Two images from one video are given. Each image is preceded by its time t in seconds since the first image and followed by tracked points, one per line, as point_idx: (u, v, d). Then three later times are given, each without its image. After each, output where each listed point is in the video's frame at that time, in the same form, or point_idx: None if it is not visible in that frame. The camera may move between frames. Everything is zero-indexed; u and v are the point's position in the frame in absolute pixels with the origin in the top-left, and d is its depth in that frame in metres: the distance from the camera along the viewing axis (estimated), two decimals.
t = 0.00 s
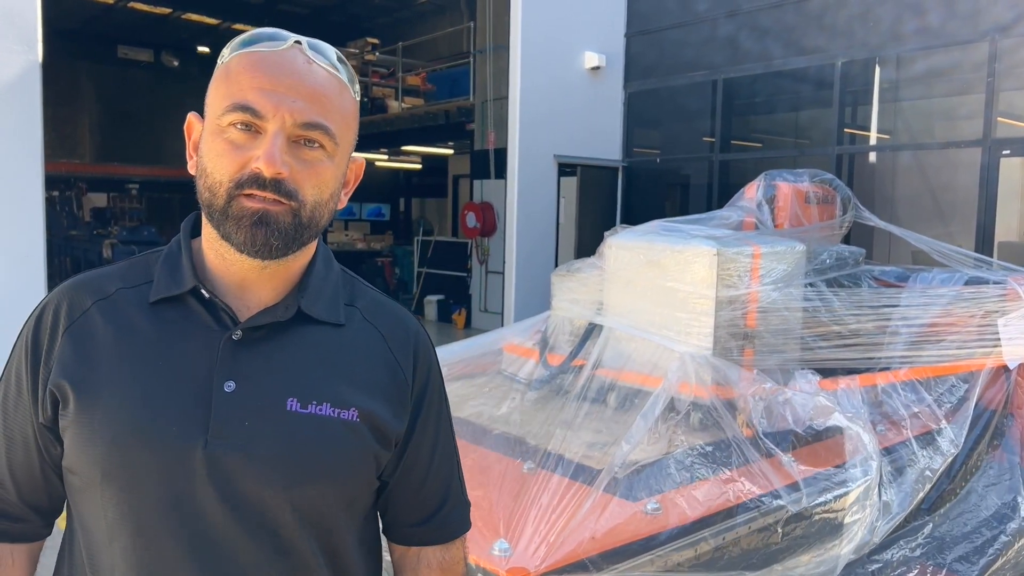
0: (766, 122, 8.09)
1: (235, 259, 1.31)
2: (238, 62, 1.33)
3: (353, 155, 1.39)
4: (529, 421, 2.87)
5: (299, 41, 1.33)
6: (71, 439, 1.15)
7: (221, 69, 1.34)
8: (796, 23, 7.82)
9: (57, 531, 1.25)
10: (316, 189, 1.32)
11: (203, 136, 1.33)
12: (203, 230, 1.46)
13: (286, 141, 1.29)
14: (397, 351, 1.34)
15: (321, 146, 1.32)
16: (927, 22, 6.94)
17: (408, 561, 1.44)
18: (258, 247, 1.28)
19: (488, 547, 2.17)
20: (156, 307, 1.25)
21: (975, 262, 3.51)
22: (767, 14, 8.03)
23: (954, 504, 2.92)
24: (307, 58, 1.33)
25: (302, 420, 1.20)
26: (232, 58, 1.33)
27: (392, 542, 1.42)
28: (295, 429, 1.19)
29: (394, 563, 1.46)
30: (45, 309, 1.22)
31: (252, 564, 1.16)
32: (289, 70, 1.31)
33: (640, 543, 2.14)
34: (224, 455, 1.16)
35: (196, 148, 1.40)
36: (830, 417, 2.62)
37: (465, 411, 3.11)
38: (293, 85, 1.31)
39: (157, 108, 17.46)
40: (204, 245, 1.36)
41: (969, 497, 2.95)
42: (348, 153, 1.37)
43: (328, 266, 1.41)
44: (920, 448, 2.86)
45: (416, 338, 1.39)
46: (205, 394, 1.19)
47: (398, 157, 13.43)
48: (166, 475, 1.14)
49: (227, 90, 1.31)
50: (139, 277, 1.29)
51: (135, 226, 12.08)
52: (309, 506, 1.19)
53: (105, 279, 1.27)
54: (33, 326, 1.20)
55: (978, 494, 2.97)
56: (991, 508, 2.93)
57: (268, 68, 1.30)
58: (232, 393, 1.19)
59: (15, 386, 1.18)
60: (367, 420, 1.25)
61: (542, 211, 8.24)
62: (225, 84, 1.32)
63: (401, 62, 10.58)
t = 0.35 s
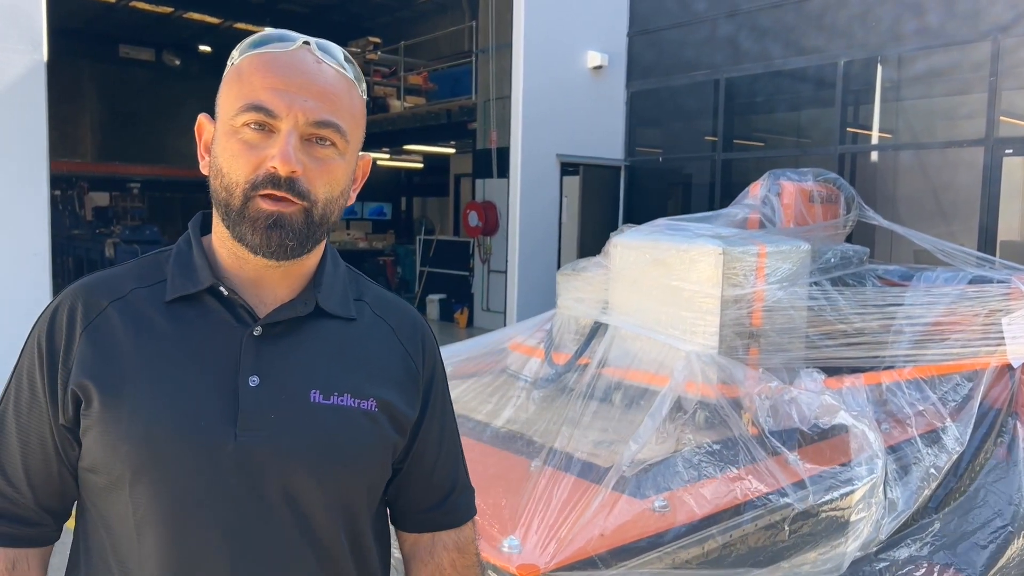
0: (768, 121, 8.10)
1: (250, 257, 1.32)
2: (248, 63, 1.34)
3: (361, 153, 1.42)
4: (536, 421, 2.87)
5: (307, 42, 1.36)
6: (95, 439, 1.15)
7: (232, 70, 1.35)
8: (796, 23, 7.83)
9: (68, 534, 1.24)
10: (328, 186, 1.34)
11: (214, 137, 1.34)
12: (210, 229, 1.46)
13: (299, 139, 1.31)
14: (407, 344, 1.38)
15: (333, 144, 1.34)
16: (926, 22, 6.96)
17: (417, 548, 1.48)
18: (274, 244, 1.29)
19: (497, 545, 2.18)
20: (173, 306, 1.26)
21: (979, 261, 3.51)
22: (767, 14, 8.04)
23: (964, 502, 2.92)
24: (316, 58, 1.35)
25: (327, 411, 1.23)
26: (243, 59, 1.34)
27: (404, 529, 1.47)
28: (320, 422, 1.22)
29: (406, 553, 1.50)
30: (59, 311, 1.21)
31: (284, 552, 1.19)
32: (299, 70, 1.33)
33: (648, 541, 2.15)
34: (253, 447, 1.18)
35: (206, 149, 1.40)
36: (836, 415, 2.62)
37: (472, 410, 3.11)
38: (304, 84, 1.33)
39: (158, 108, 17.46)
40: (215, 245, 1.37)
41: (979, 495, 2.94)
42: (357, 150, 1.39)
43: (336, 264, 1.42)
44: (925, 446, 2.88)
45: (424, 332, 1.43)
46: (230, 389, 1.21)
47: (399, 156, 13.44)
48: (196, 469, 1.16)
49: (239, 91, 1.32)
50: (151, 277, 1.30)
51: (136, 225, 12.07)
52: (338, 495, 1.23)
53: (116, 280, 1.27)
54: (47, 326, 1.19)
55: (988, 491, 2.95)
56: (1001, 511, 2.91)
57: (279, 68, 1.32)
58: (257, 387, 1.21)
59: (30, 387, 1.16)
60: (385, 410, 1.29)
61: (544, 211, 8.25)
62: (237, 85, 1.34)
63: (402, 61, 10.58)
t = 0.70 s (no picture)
0: (769, 120, 8.09)
1: (272, 255, 1.33)
2: (273, 65, 1.35)
3: (383, 154, 1.43)
4: (542, 418, 2.87)
5: (331, 44, 1.37)
6: (117, 434, 1.16)
7: (257, 71, 1.35)
8: (796, 23, 7.83)
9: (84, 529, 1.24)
10: (352, 187, 1.35)
11: (239, 137, 1.34)
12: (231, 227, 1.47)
13: (324, 141, 1.32)
14: (420, 342, 1.41)
15: (356, 146, 1.35)
16: (926, 21, 6.96)
17: (421, 543, 1.49)
18: (299, 245, 1.30)
19: (506, 542, 2.19)
20: (195, 302, 1.26)
21: (982, 259, 3.52)
22: (768, 14, 8.03)
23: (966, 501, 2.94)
24: (340, 60, 1.36)
25: (345, 409, 1.25)
26: (267, 60, 1.35)
27: (409, 524, 1.47)
28: (338, 419, 1.23)
29: (409, 548, 1.51)
30: (81, 306, 1.21)
31: (302, 550, 1.20)
32: (324, 71, 1.34)
33: (656, 539, 2.16)
34: (275, 443, 1.18)
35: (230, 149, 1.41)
36: (840, 417, 2.65)
37: (478, 409, 3.12)
38: (329, 86, 1.34)
39: (158, 106, 17.44)
40: (237, 243, 1.37)
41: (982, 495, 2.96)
42: (379, 152, 1.40)
43: (354, 264, 1.44)
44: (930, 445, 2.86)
45: (435, 333, 1.45)
46: (254, 386, 1.21)
47: (400, 155, 13.43)
48: (219, 466, 1.16)
49: (265, 92, 1.33)
50: (173, 274, 1.30)
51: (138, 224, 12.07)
52: (356, 490, 1.24)
53: (138, 275, 1.27)
54: (69, 319, 1.19)
55: (989, 489, 2.98)
56: (1001, 506, 2.94)
57: (305, 70, 1.33)
58: (279, 385, 1.22)
59: (50, 380, 1.17)
60: (400, 408, 1.32)
61: (546, 209, 8.26)
62: (262, 86, 1.34)
63: (404, 59, 10.56)
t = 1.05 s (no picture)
0: (770, 118, 8.09)
1: (282, 256, 1.33)
2: (287, 66, 1.35)
3: (394, 156, 1.44)
4: (545, 416, 2.88)
5: (345, 46, 1.37)
6: (129, 433, 1.16)
7: (272, 71, 1.35)
8: (796, 21, 7.82)
9: (95, 526, 1.25)
10: (364, 189, 1.36)
11: (252, 137, 1.35)
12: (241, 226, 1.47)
13: (338, 143, 1.33)
14: (429, 342, 1.41)
15: (369, 148, 1.36)
16: (927, 20, 6.95)
17: (431, 541, 1.50)
18: (310, 246, 1.30)
19: (509, 539, 2.21)
20: (206, 302, 1.26)
21: (982, 257, 3.52)
22: (768, 13, 8.01)
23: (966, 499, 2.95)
24: (354, 62, 1.36)
25: (356, 408, 1.25)
26: (282, 61, 1.35)
27: (419, 522, 1.48)
28: (348, 418, 1.24)
29: (419, 545, 1.52)
30: (92, 305, 1.21)
31: (314, 550, 1.21)
32: (338, 74, 1.34)
33: (659, 536, 2.16)
34: (287, 442, 1.19)
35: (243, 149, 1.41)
36: (842, 414, 2.66)
37: (480, 407, 3.13)
38: (343, 89, 1.34)
39: (157, 104, 17.42)
40: (248, 243, 1.37)
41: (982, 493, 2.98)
42: (391, 154, 1.41)
43: (364, 265, 1.44)
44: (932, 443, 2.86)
45: (443, 332, 1.46)
46: (266, 386, 1.22)
47: (401, 152, 13.43)
48: (231, 465, 1.17)
49: (279, 92, 1.33)
50: (184, 272, 1.31)
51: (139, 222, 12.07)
52: (366, 489, 1.25)
53: (150, 275, 1.28)
54: (80, 319, 1.20)
55: (988, 487, 3.00)
56: (1000, 502, 2.96)
57: (320, 72, 1.33)
58: (290, 385, 1.22)
59: (60, 379, 1.17)
60: (410, 408, 1.33)
61: (547, 208, 8.26)
62: (276, 87, 1.34)
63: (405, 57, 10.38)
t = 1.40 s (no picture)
0: (771, 116, 8.08)
1: (283, 256, 1.33)
2: (294, 66, 1.35)
3: (395, 158, 1.44)
4: (546, 415, 2.88)
5: (351, 48, 1.38)
6: (134, 434, 1.16)
7: (279, 71, 1.36)
8: (797, 20, 7.82)
9: (100, 527, 1.25)
10: (366, 191, 1.36)
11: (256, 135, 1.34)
12: (241, 226, 1.47)
13: (343, 145, 1.33)
14: (430, 340, 1.41)
15: (372, 150, 1.36)
16: (928, 19, 6.94)
17: (434, 536, 1.50)
18: (312, 246, 1.30)
19: (510, 538, 2.22)
20: (209, 302, 1.26)
21: (984, 255, 3.51)
22: (769, 12, 8.00)
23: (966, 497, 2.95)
24: (359, 64, 1.37)
25: (358, 406, 1.25)
26: (289, 61, 1.35)
27: (422, 518, 1.49)
28: (351, 416, 1.24)
29: (423, 541, 1.52)
30: (94, 307, 1.21)
31: (320, 547, 1.21)
32: (345, 75, 1.35)
33: (659, 535, 2.17)
34: (291, 441, 1.19)
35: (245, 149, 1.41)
36: (843, 413, 2.67)
37: (481, 405, 3.13)
38: (350, 91, 1.34)
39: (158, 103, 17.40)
40: (250, 242, 1.37)
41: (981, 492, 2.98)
42: (392, 156, 1.42)
43: (364, 264, 1.44)
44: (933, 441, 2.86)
45: (444, 330, 1.46)
46: (268, 386, 1.22)
47: (402, 151, 13.43)
48: (236, 464, 1.17)
49: (286, 92, 1.33)
50: (186, 273, 1.31)
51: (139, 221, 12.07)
52: (370, 486, 1.25)
53: (151, 276, 1.28)
54: (83, 321, 1.20)
55: (987, 486, 3.00)
56: (1000, 501, 2.97)
57: (328, 72, 1.34)
58: (292, 384, 1.22)
59: (65, 382, 1.17)
60: (412, 406, 1.33)
61: (548, 207, 8.26)
62: (282, 87, 1.34)
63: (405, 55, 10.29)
